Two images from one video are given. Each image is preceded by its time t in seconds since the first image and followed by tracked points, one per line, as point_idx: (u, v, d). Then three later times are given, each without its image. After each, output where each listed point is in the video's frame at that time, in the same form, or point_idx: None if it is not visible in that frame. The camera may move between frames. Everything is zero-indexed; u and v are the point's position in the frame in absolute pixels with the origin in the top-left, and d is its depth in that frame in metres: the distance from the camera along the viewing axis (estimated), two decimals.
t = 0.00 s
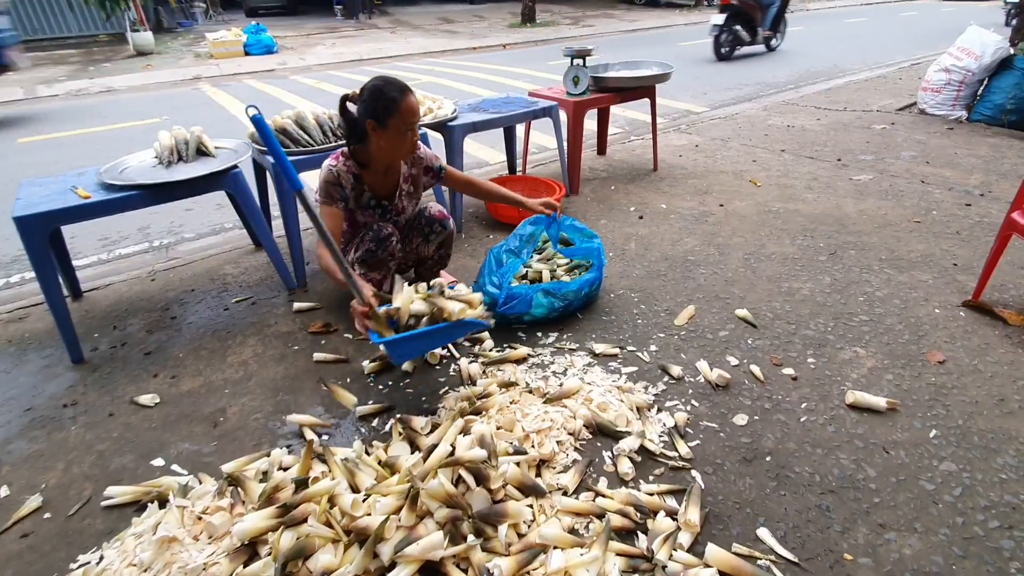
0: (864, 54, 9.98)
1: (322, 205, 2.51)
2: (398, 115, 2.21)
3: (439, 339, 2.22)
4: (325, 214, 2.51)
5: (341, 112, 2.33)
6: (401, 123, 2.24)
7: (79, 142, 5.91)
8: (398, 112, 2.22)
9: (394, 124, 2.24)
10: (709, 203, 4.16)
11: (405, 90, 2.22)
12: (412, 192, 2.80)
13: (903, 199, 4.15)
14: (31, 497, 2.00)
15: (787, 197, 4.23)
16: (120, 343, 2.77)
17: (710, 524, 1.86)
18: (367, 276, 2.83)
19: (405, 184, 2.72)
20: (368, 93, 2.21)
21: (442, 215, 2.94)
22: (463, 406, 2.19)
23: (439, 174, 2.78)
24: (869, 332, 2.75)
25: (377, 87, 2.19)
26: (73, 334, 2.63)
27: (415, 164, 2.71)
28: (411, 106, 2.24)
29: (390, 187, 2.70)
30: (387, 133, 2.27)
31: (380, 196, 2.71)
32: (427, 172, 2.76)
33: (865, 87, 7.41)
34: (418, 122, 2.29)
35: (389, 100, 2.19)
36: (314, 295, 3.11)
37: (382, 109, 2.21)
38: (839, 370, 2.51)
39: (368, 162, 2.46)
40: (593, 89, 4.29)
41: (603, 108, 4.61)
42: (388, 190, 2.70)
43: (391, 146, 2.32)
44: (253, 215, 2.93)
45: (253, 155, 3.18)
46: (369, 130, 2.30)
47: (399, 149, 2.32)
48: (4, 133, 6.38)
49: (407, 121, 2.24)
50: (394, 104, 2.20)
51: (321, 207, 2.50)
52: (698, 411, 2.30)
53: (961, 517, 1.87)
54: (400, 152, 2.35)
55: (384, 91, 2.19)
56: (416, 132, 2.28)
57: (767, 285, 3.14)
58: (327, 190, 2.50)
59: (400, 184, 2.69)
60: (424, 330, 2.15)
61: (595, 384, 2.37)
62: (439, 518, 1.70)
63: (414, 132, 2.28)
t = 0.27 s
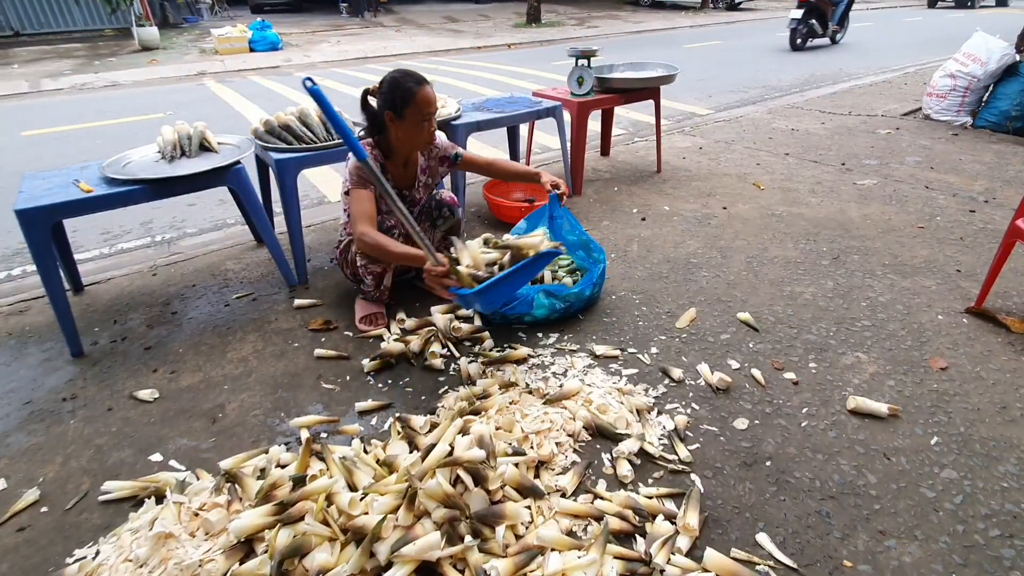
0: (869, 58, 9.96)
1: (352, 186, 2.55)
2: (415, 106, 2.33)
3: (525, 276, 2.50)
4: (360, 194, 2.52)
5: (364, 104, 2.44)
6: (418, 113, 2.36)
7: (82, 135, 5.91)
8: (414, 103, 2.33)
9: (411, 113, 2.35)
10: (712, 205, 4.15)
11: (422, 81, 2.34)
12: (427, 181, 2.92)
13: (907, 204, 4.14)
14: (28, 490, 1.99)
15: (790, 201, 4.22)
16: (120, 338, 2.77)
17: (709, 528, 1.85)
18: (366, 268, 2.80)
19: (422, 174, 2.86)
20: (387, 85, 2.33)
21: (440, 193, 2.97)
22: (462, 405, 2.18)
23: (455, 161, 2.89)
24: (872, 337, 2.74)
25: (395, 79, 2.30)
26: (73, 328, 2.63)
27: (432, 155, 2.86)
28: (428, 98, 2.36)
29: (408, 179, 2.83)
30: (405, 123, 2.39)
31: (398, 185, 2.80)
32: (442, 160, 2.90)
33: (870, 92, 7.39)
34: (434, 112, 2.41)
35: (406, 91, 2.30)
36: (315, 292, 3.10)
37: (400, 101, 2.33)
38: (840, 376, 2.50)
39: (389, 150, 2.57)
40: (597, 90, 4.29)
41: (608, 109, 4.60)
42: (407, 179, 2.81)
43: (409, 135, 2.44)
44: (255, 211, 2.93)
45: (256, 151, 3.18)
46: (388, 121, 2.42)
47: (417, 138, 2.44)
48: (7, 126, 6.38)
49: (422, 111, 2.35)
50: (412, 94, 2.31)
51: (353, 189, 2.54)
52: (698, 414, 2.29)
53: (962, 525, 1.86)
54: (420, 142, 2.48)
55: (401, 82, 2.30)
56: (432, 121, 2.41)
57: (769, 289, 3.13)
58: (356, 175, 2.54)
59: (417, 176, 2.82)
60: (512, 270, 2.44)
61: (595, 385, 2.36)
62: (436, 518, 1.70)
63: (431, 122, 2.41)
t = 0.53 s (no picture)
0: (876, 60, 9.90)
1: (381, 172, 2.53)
2: (436, 97, 2.32)
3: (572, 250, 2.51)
4: (397, 179, 2.50)
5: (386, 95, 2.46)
6: (439, 105, 2.36)
7: (87, 130, 5.92)
8: (437, 95, 2.32)
9: (435, 104, 2.35)
10: (715, 206, 4.13)
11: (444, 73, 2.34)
12: (443, 176, 2.85)
13: (912, 207, 4.11)
14: (26, 484, 1.99)
15: (794, 202, 4.20)
16: (120, 333, 2.77)
17: (706, 532, 1.84)
18: (363, 263, 2.83)
19: (439, 168, 2.80)
20: (409, 76, 2.34)
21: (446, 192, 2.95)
22: (460, 405, 2.18)
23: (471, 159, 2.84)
24: (874, 341, 2.72)
25: (417, 70, 2.31)
26: (73, 322, 2.63)
27: (449, 150, 2.79)
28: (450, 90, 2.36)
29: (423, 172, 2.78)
30: (426, 114, 2.39)
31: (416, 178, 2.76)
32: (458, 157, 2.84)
33: (876, 94, 7.35)
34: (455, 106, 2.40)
35: (428, 82, 2.31)
36: (315, 289, 3.10)
37: (421, 92, 2.33)
38: (842, 380, 2.48)
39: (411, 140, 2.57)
40: (601, 89, 4.27)
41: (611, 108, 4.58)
42: (424, 171, 2.75)
43: (430, 126, 2.43)
44: (256, 208, 2.92)
45: (258, 147, 3.17)
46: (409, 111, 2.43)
47: (438, 129, 2.44)
48: (12, 119, 6.40)
49: (443, 103, 2.35)
50: (432, 86, 2.32)
51: (386, 174, 2.52)
52: (698, 417, 2.28)
53: (962, 533, 1.84)
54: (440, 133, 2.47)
55: (423, 73, 2.31)
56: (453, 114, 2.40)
57: (772, 291, 3.12)
58: (387, 159, 2.53)
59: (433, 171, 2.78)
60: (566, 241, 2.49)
61: (594, 387, 2.35)
62: (432, 518, 1.69)
63: (452, 114, 2.40)
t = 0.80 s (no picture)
0: (883, 59, 9.85)
1: (399, 149, 2.54)
2: (444, 92, 2.32)
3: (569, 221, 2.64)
4: (420, 150, 2.51)
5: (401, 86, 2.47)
6: (446, 99, 2.35)
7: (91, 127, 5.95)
8: (447, 87, 2.32)
9: (445, 97, 2.34)
10: (718, 206, 4.12)
11: (457, 69, 2.34)
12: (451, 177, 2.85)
13: (917, 208, 4.08)
14: (27, 480, 2.00)
15: (798, 202, 4.18)
16: (122, 330, 2.78)
17: (705, 533, 1.84)
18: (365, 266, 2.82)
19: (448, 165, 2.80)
20: (421, 70, 2.35)
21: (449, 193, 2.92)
22: (459, 405, 2.18)
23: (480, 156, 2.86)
24: (876, 343, 2.71)
25: (428, 64, 2.32)
26: (75, 319, 2.64)
27: (458, 147, 2.81)
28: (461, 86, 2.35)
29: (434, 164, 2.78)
30: (434, 107, 2.39)
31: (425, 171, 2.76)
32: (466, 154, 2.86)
33: (883, 93, 7.31)
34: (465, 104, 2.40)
35: (437, 77, 2.31)
36: (316, 287, 3.10)
37: (431, 86, 2.33)
38: (843, 381, 2.47)
39: (422, 132, 2.56)
40: (604, 88, 4.27)
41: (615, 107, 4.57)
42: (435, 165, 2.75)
43: (438, 120, 2.43)
44: (258, 206, 2.93)
45: (260, 145, 3.18)
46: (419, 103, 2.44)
47: (446, 123, 2.43)
48: (18, 117, 6.43)
49: (451, 98, 2.35)
50: (441, 81, 2.32)
51: (405, 151, 2.52)
52: (697, 418, 2.27)
53: (963, 537, 1.83)
54: (447, 127, 2.46)
55: (434, 68, 2.31)
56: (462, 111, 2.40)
57: (774, 292, 3.11)
58: (407, 135, 2.54)
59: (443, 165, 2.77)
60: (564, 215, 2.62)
61: (594, 387, 2.35)
62: (429, 518, 1.69)
63: (459, 110, 2.39)
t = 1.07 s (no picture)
0: (888, 58, 9.81)
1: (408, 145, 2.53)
2: (447, 92, 2.33)
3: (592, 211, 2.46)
4: (431, 143, 2.50)
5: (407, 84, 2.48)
6: (448, 100, 2.36)
7: (96, 127, 5.97)
8: (451, 87, 2.33)
9: (449, 96, 2.35)
10: (721, 206, 4.11)
11: (461, 70, 2.35)
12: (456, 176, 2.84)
13: (920, 208, 4.07)
14: (30, 478, 2.02)
15: (801, 203, 4.17)
16: (125, 329, 2.79)
17: (705, 534, 1.84)
18: (388, 250, 2.74)
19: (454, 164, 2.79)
20: (425, 70, 2.36)
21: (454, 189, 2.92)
22: (459, 405, 2.18)
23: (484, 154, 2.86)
24: (878, 344, 2.70)
25: (432, 64, 2.33)
26: (79, 318, 2.66)
27: (462, 143, 2.80)
28: (464, 87, 2.36)
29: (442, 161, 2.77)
30: (437, 107, 2.40)
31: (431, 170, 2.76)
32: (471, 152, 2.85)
33: (887, 93, 7.29)
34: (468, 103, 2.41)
35: (440, 77, 2.32)
36: (319, 286, 3.11)
37: (434, 85, 2.35)
38: (845, 383, 2.46)
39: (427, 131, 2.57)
40: (607, 88, 4.26)
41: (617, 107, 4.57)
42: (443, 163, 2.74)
43: (441, 119, 2.44)
44: (260, 206, 2.93)
45: (262, 145, 3.19)
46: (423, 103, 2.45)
47: (449, 123, 2.44)
48: (23, 116, 6.47)
49: (454, 99, 2.36)
50: (445, 82, 2.33)
51: (416, 146, 2.51)
52: (698, 419, 2.28)
53: (964, 539, 1.83)
54: (450, 126, 2.46)
55: (438, 68, 2.32)
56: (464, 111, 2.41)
57: (776, 292, 3.10)
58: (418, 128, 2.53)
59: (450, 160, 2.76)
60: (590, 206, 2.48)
61: (595, 387, 2.35)
62: (429, 517, 1.70)
63: (462, 110, 2.40)
